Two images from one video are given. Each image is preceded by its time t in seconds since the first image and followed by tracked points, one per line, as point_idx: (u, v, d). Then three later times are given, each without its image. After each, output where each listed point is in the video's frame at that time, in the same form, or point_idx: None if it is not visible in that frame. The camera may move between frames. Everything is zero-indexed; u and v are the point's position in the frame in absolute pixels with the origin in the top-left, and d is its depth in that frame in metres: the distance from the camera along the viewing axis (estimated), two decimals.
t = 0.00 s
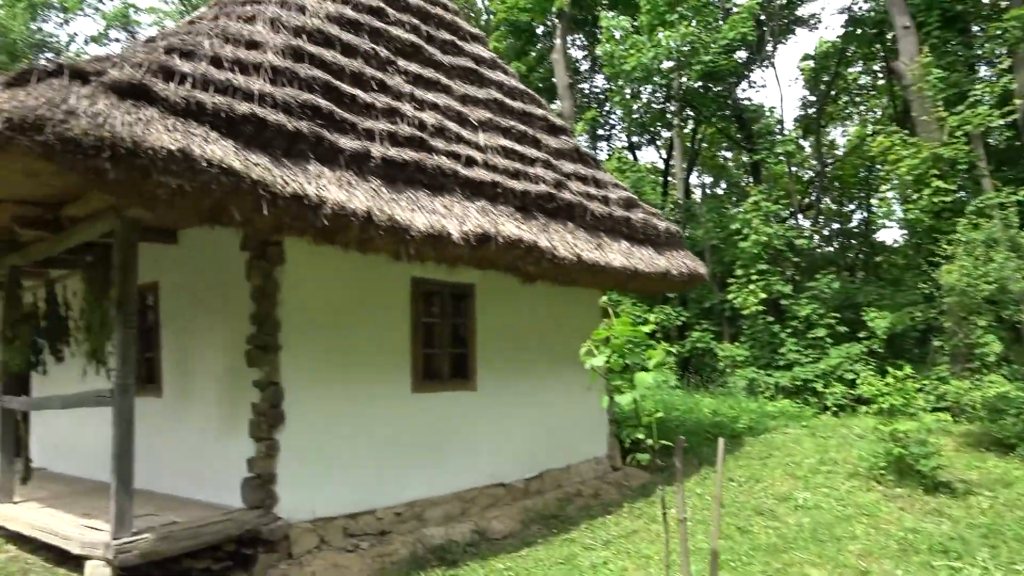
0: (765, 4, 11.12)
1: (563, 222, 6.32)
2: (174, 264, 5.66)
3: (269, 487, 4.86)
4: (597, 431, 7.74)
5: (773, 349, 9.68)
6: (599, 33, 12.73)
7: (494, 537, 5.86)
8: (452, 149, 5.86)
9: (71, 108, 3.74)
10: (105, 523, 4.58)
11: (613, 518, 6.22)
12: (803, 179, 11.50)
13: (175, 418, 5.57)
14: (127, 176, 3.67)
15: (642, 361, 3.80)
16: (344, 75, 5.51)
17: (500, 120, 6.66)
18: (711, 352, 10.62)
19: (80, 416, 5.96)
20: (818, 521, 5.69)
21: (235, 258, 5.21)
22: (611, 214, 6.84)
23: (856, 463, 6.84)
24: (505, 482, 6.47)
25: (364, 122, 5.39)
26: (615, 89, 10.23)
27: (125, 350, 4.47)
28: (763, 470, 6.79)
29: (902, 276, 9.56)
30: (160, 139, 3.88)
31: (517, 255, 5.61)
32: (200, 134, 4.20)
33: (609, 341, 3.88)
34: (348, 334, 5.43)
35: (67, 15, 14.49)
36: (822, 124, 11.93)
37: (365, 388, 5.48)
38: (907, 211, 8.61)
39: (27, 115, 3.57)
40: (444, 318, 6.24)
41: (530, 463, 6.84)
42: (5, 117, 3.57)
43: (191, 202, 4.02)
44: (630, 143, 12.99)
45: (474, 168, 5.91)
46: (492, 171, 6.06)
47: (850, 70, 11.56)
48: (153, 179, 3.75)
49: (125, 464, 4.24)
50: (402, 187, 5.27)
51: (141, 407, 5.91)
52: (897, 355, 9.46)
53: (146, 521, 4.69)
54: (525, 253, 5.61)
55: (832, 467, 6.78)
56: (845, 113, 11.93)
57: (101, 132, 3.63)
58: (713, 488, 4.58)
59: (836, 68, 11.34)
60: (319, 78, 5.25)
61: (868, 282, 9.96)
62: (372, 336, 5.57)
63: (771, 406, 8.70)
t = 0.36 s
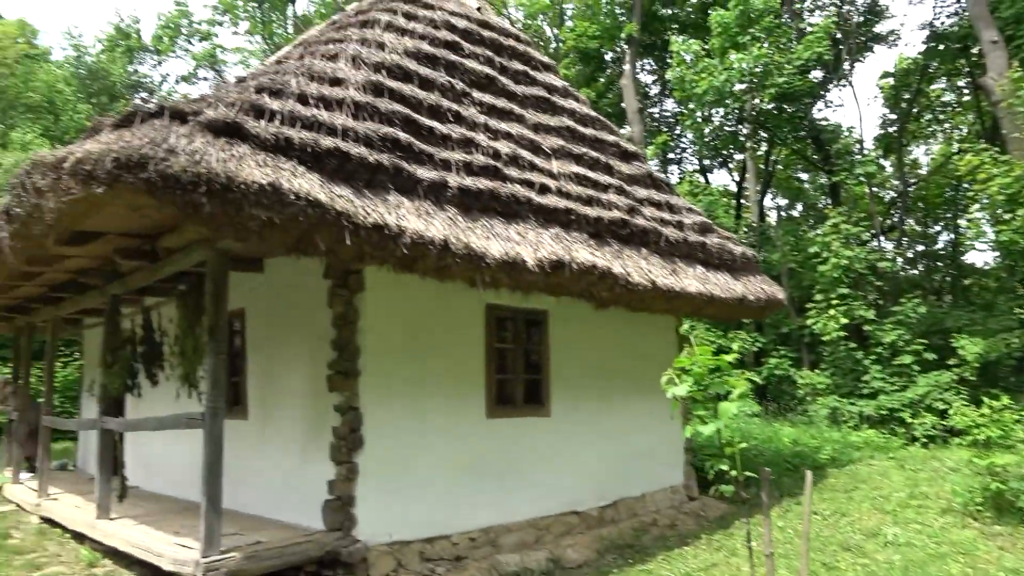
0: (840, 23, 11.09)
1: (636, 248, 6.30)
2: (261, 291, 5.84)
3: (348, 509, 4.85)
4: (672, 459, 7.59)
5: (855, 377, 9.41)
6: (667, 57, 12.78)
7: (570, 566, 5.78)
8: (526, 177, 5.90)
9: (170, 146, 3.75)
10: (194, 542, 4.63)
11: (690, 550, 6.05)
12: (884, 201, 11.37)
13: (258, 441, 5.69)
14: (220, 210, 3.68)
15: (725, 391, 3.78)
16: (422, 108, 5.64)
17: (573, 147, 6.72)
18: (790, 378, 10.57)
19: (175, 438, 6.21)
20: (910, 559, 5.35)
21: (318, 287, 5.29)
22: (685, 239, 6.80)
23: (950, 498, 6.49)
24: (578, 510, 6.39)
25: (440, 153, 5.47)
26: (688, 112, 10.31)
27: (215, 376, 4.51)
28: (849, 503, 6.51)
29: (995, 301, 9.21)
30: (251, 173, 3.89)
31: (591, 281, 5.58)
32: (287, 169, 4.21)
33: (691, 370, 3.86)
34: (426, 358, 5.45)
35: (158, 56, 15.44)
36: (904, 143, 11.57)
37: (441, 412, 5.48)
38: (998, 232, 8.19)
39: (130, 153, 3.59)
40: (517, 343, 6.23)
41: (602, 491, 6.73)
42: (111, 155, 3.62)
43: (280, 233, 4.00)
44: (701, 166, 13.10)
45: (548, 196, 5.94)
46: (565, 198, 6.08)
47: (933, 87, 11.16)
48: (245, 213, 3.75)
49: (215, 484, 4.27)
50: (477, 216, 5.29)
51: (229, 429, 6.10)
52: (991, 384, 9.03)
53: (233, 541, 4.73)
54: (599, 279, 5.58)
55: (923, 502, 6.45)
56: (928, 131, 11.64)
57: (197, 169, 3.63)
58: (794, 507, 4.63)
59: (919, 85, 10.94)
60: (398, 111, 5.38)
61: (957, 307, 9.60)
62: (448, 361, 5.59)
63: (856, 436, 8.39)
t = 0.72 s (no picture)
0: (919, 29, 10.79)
1: (707, 262, 6.21)
2: (336, 304, 5.97)
3: (419, 520, 4.89)
4: (745, 477, 7.40)
5: (938, 395, 9.07)
6: (736, 68, 12.67)
7: None
8: (595, 192, 5.90)
9: (255, 165, 3.86)
10: (272, 548, 4.74)
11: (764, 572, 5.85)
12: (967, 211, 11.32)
13: (334, 451, 5.80)
14: (299, 227, 3.80)
15: (808, 409, 3.70)
16: (492, 125, 5.72)
17: (642, 161, 6.70)
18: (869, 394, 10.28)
19: (254, 446, 6.41)
20: None
21: (391, 300, 5.35)
22: (758, 252, 6.68)
23: None
24: (648, 528, 6.29)
25: (511, 168, 5.51)
26: (759, 123, 10.20)
27: (292, 388, 4.64)
28: (935, 528, 6.16)
29: None
30: (329, 191, 3.99)
31: (661, 295, 5.51)
32: (364, 186, 4.28)
33: (771, 387, 3.79)
34: (496, 372, 5.47)
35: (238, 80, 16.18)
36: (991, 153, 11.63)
37: (511, 425, 5.49)
38: None
39: (219, 173, 3.72)
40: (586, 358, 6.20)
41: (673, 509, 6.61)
42: (200, 176, 3.74)
43: (356, 249, 4.11)
44: (772, 177, 12.99)
45: (618, 210, 5.92)
46: (635, 212, 6.06)
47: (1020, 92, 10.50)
48: (323, 230, 3.87)
49: (293, 490, 4.38)
50: (547, 230, 5.30)
51: (306, 438, 6.24)
52: None
53: (308, 548, 4.82)
54: (669, 293, 5.51)
55: (1017, 528, 6.05)
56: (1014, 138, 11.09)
57: (279, 187, 3.77)
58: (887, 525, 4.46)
59: (1004, 90, 10.13)
60: (469, 127, 5.44)
61: None
62: (518, 374, 5.60)
63: (941, 457, 8.03)
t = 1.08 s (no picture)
0: (969, 31, 10.51)
1: (750, 269, 6.12)
2: (377, 312, 6.02)
3: (458, 528, 4.87)
4: (788, 490, 7.25)
5: (990, 407, 8.83)
6: (778, 74, 12.54)
7: None
8: (635, 199, 5.86)
9: (299, 175, 3.91)
10: (312, 554, 4.78)
11: None
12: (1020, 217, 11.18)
13: (374, 458, 5.84)
14: (342, 236, 3.85)
15: (858, 420, 3.61)
16: (532, 133, 5.73)
17: (683, 168, 6.64)
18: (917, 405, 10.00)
19: (296, 452, 6.49)
20: None
21: (431, 308, 5.37)
22: (802, 259, 6.56)
23: None
24: (689, 540, 6.18)
25: (551, 176, 5.51)
26: (802, 129, 10.07)
27: (333, 395, 4.69)
28: (989, 545, 5.91)
29: None
30: (372, 200, 4.03)
31: (702, 303, 5.44)
32: (406, 195, 4.31)
33: (820, 398, 3.72)
34: (533, 380, 5.45)
35: (282, 92, 16.57)
36: None
37: (550, 434, 5.47)
38: None
39: (265, 182, 3.75)
40: (624, 367, 6.14)
41: (714, 521, 6.50)
42: (246, 185, 3.76)
43: (397, 258, 4.15)
44: (815, 183, 12.88)
45: (658, 218, 5.88)
46: (675, 219, 6.00)
47: None
48: (365, 238, 3.92)
49: (334, 496, 4.42)
50: (587, 238, 5.27)
51: (346, 445, 6.30)
52: None
53: (348, 554, 4.85)
54: (710, 301, 5.44)
55: None
56: None
57: (323, 197, 3.83)
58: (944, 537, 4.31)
59: None
60: (510, 136, 5.47)
61: None
62: (555, 383, 5.56)
63: (994, 471, 7.76)
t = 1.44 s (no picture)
0: (994, 28, 10.28)
1: (771, 271, 6.04)
2: (395, 316, 6.02)
3: (476, 532, 4.85)
4: (811, 495, 7.14)
5: (1019, 410, 8.67)
6: (798, 74, 12.42)
7: None
8: (654, 201, 5.81)
9: (317, 179, 3.92)
10: (331, 557, 4.77)
11: None
12: None
13: (393, 461, 5.83)
14: (360, 239, 3.85)
15: (884, 424, 3.53)
16: (550, 136, 5.71)
17: (702, 169, 6.58)
18: (943, 409, 9.81)
19: (315, 456, 6.50)
20: None
21: (449, 311, 5.35)
22: (824, 261, 6.47)
23: None
24: (710, 544, 6.11)
25: (568, 179, 5.47)
26: (824, 130, 9.94)
27: (351, 399, 4.68)
28: (1019, 551, 5.76)
29: None
30: (389, 204, 4.03)
31: (722, 306, 5.38)
32: (423, 198, 4.30)
33: (844, 401, 3.65)
34: (551, 383, 5.41)
35: (301, 98, 16.71)
36: None
37: (568, 436, 5.43)
38: None
39: (283, 186, 3.75)
40: (644, 369, 6.08)
41: (735, 526, 6.41)
42: (264, 189, 3.77)
43: (414, 261, 4.14)
44: (837, 184, 12.78)
45: (677, 219, 5.82)
46: (695, 221, 5.94)
47: None
48: (383, 241, 3.91)
49: (352, 499, 4.41)
50: (605, 240, 5.23)
51: (365, 448, 6.30)
52: None
53: (366, 557, 4.84)
54: (730, 303, 5.37)
55: None
56: None
57: (341, 200, 3.83)
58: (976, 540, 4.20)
59: None
60: (526, 139, 5.46)
61: None
62: (574, 386, 5.52)
63: (1023, 475, 7.57)
